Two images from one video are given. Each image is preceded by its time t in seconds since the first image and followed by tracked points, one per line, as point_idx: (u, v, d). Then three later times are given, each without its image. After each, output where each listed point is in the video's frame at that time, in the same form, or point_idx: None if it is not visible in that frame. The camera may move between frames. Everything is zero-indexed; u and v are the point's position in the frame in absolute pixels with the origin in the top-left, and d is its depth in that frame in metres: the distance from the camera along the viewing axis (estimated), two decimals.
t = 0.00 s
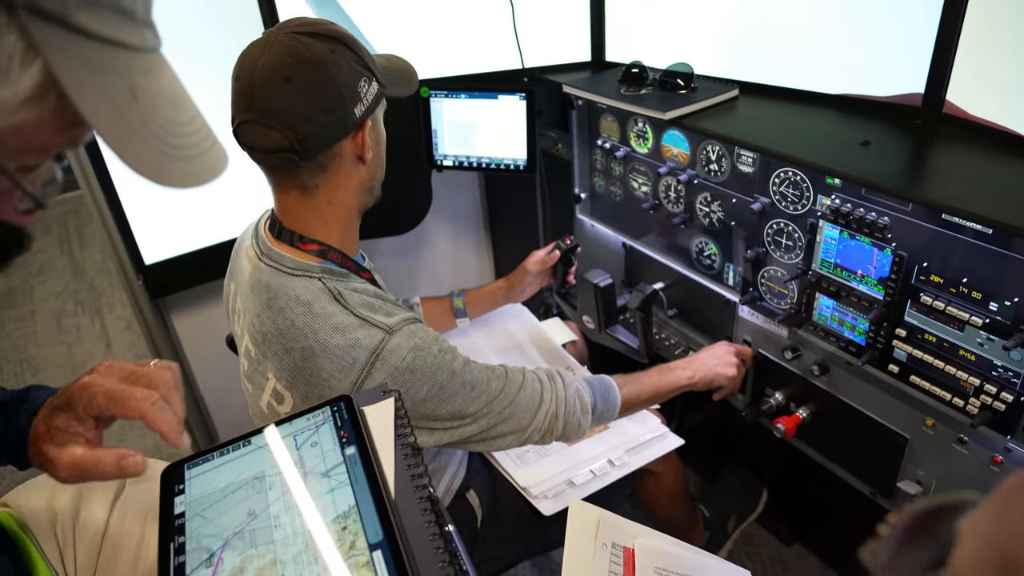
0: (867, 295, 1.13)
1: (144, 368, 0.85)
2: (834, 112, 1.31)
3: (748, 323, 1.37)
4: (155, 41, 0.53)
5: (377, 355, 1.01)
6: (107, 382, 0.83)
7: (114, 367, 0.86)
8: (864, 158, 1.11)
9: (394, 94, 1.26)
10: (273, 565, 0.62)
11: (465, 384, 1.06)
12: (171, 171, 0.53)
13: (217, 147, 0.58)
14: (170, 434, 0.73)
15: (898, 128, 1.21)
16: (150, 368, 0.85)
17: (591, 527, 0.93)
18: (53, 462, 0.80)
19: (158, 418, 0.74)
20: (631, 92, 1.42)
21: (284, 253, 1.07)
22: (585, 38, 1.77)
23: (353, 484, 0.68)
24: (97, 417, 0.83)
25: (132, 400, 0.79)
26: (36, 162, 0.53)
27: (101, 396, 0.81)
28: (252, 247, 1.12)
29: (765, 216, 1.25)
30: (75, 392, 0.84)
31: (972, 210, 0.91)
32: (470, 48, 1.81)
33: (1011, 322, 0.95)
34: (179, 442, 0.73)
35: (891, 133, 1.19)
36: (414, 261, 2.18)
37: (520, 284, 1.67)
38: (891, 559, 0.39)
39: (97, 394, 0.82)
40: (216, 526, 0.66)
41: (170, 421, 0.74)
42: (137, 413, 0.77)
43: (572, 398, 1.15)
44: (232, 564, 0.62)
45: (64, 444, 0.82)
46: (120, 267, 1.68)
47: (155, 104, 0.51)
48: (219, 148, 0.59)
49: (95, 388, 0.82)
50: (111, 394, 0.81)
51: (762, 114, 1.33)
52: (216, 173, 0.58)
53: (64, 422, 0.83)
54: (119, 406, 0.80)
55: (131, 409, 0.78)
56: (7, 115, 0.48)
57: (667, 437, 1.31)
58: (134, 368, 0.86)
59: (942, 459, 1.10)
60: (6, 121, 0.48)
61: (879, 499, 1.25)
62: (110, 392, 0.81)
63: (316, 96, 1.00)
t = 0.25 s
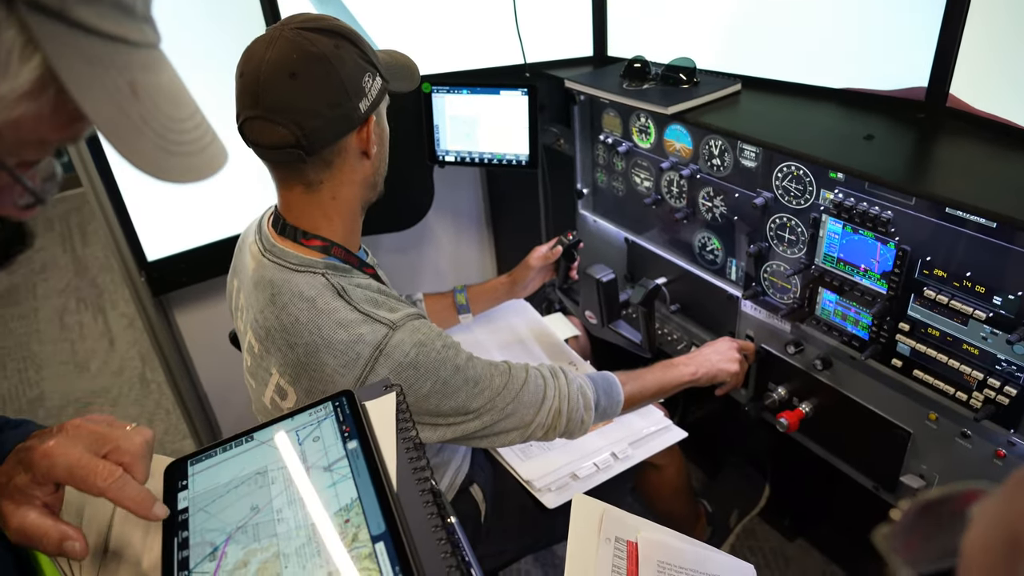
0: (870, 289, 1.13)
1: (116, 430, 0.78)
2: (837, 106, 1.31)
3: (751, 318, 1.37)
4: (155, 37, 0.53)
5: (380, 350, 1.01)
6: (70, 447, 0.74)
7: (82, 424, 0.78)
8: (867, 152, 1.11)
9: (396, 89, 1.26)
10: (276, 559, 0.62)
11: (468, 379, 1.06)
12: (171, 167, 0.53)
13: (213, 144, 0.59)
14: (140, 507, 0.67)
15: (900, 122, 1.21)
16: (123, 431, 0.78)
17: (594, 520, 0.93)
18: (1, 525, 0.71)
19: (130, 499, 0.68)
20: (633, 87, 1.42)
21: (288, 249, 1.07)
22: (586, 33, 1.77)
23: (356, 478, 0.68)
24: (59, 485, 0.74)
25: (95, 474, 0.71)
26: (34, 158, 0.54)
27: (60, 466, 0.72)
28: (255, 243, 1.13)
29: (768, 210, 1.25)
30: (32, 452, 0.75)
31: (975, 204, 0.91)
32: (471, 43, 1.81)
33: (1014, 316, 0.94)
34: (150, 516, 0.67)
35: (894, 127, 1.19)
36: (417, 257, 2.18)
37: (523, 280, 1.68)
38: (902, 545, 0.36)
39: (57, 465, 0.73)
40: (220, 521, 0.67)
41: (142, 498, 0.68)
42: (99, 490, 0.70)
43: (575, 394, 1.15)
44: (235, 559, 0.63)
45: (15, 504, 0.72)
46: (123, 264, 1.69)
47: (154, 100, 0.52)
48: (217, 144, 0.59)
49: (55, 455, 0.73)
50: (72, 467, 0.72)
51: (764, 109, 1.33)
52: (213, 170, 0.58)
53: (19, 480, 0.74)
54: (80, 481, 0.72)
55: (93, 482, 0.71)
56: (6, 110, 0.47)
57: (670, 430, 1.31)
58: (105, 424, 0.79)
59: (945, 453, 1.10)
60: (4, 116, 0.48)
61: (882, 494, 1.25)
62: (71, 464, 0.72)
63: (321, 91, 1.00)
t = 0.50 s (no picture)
0: (869, 284, 1.13)
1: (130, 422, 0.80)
2: (836, 101, 1.31)
3: (750, 313, 1.38)
4: (156, 20, 0.52)
5: (381, 346, 1.01)
6: (84, 437, 0.76)
7: (95, 414, 0.81)
8: (866, 147, 1.11)
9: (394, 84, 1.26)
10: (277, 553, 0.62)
11: (469, 374, 1.06)
12: (175, 152, 0.53)
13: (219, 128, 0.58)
14: (159, 493, 0.68)
15: (900, 117, 1.21)
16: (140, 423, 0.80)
17: (595, 516, 0.93)
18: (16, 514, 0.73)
19: (147, 484, 0.69)
20: (632, 83, 1.42)
21: (286, 246, 1.07)
22: (586, 28, 1.76)
23: (357, 474, 0.68)
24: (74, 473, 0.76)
25: (111, 463, 0.72)
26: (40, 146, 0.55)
27: (76, 455, 0.74)
28: (254, 239, 1.13)
29: (767, 206, 1.25)
30: (48, 440, 0.77)
31: (974, 199, 0.91)
32: (470, 39, 1.81)
33: (1013, 310, 0.94)
34: (169, 503, 0.69)
35: (894, 122, 1.19)
36: (417, 253, 2.18)
37: (508, 266, 1.70)
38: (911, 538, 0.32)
39: (74, 453, 0.75)
40: (221, 517, 0.67)
41: (160, 485, 0.69)
42: (115, 478, 0.71)
43: (576, 389, 1.15)
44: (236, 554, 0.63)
45: (31, 492, 0.74)
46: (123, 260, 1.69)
47: (158, 86, 0.51)
48: (221, 131, 0.58)
49: (71, 444, 0.75)
50: (88, 456, 0.74)
51: (763, 104, 1.33)
52: (218, 156, 0.57)
53: (34, 467, 0.76)
54: (98, 470, 0.73)
55: (110, 470, 0.72)
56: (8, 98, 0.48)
57: (670, 425, 1.31)
58: (117, 416, 0.81)
59: (944, 448, 1.10)
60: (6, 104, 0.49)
61: (881, 489, 1.26)
62: (88, 453, 0.74)
63: (318, 88, 1.00)
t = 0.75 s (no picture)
0: (873, 284, 1.13)
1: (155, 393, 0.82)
2: (840, 100, 1.31)
3: (754, 313, 1.38)
4: (166, 7, 0.53)
5: (385, 347, 1.01)
6: (117, 404, 0.79)
7: (122, 382, 0.83)
8: (870, 146, 1.10)
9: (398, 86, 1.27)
10: (286, 562, 0.63)
11: (473, 375, 1.06)
12: (188, 139, 0.54)
13: (233, 116, 0.59)
14: (190, 457, 0.71)
15: (903, 116, 1.20)
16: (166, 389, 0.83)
17: (599, 516, 0.93)
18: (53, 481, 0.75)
19: (179, 447, 0.72)
20: (636, 82, 1.42)
21: (289, 248, 1.07)
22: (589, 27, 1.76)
23: (362, 474, 0.69)
24: (108, 438, 0.79)
25: (143, 425, 0.75)
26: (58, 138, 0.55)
27: (110, 420, 0.77)
28: (256, 241, 1.13)
29: (771, 205, 1.25)
30: (80, 412, 0.80)
31: (979, 198, 0.91)
32: (474, 39, 1.81)
33: (1018, 310, 0.94)
34: (202, 465, 0.72)
35: (898, 121, 1.18)
36: (421, 254, 2.18)
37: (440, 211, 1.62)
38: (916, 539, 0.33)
39: (107, 417, 0.78)
40: (225, 518, 0.68)
41: (190, 448, 0.72)
42: (149, 437, 0.74)
43: (580, 390, 1.15)
44: (245, 563, 0.64)
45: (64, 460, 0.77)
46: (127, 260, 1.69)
47: (167, 70, 0.52)
48: (236, 117, 0.59)
49: (104, 409, 0.78)
50: (121, 418, 0.77)
51: (767, 103, 1.32)
52: (234, 141, 0.59)
53: (67, 438, 0.79)
54: (130, 432, 0.76)
55: (141, 432, 0.74)
56: (18, 89, 0.49)
57: (674, 425, 1.31)
58: (143, 387, 0.83)
59: (949, 448, 1.10)
60: (19, 93, 0.49)
61: (886, 488, 1.25)
62: (121, 416, 0.77)
63: (323, 91, 1.00)
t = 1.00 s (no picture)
0: (876, 283, 1.12)
1: (196, 379, 0.75)
2: (843, 100, 1.31)
3: (756, 313, 1.37)
4: None
5: (387, 350, 1.01)
6: (159, 395, 0.72)
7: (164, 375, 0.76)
8: (873, 146, 1.10)
9: (401, 90, 1.27)
10: (287, 559, 0.63)
11: (475, 376, 1.06)
12: (194, 134, 0.54)
13: (244, 110, 0.58)
14: (239, 447, 0.67)
15: (906, 116, 1.20)
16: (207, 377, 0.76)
17: (603, 513, 0.93)
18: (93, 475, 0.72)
19: (227, 437, 0.67)
20: (638, 82, 1.42)
21: (290, 250, 1.07)
22: (591, 27, 1.76)
23: (362, 471, 0.68)
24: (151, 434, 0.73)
25: (186, 418, 0.68)
26: (66, 137, 0.54)
27: (153, 415, 0.70)
28: (256, 244, 1.13)
29: (773, 205, 1.25)
30: (121, 407, 0.74)
31: (983, 198, 0.91)
32: (476, 38, 1.81)
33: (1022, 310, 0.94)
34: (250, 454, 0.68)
35: (901, 121, 1.18)
36: (423, 253, 2.18)
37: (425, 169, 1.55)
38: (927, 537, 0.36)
39: (150, 411, 0.71)
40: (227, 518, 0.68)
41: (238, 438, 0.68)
42: (193, 430, 0.67)
43: (581, 390, 1.15)
44: (246, 560, 0.64)
45: (105, 456, 0.72)
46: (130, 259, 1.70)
47: (173, 64, 0.52)
48: (251, 111, 0.59)
49: (147, 404, 0.71)
50: (165, 411, 0.69)
51: (769, 103, 1.32)
52: (248, 136, 0.58)
53: (109, 432, 0.74)
54: (173, 425, 0.69)
55: (184, 425, 0.67)
56: (19, 85, 0.49)
57: (676, 425, 1.31)
58: (184, 374, 0.76)
59: (952, 447, 1.09)
60: (20, 89, 0.49)
61: (888, 488, 1.25)
62: (165, 409, 0.70)
63: (321, 97, 1.00)
